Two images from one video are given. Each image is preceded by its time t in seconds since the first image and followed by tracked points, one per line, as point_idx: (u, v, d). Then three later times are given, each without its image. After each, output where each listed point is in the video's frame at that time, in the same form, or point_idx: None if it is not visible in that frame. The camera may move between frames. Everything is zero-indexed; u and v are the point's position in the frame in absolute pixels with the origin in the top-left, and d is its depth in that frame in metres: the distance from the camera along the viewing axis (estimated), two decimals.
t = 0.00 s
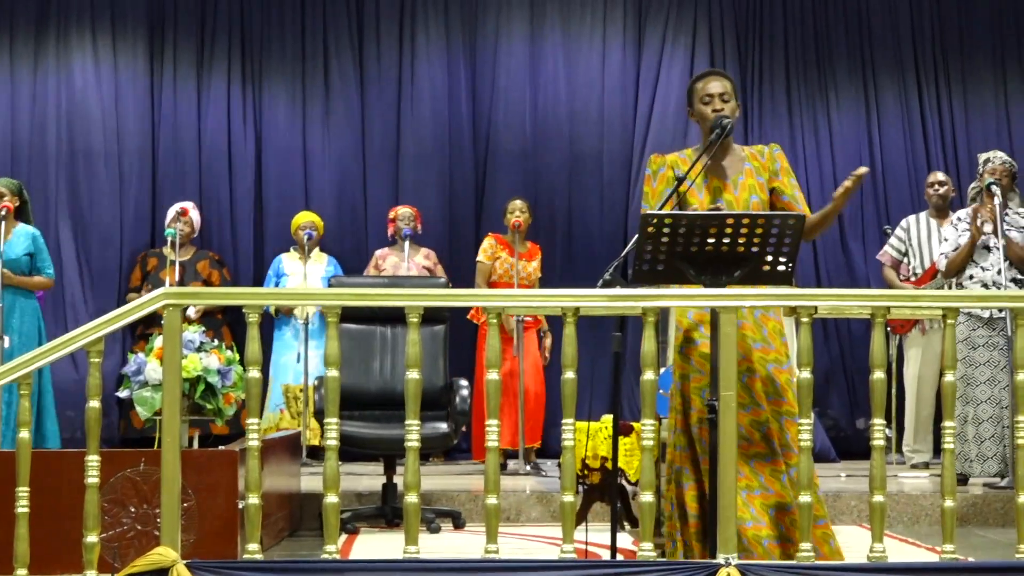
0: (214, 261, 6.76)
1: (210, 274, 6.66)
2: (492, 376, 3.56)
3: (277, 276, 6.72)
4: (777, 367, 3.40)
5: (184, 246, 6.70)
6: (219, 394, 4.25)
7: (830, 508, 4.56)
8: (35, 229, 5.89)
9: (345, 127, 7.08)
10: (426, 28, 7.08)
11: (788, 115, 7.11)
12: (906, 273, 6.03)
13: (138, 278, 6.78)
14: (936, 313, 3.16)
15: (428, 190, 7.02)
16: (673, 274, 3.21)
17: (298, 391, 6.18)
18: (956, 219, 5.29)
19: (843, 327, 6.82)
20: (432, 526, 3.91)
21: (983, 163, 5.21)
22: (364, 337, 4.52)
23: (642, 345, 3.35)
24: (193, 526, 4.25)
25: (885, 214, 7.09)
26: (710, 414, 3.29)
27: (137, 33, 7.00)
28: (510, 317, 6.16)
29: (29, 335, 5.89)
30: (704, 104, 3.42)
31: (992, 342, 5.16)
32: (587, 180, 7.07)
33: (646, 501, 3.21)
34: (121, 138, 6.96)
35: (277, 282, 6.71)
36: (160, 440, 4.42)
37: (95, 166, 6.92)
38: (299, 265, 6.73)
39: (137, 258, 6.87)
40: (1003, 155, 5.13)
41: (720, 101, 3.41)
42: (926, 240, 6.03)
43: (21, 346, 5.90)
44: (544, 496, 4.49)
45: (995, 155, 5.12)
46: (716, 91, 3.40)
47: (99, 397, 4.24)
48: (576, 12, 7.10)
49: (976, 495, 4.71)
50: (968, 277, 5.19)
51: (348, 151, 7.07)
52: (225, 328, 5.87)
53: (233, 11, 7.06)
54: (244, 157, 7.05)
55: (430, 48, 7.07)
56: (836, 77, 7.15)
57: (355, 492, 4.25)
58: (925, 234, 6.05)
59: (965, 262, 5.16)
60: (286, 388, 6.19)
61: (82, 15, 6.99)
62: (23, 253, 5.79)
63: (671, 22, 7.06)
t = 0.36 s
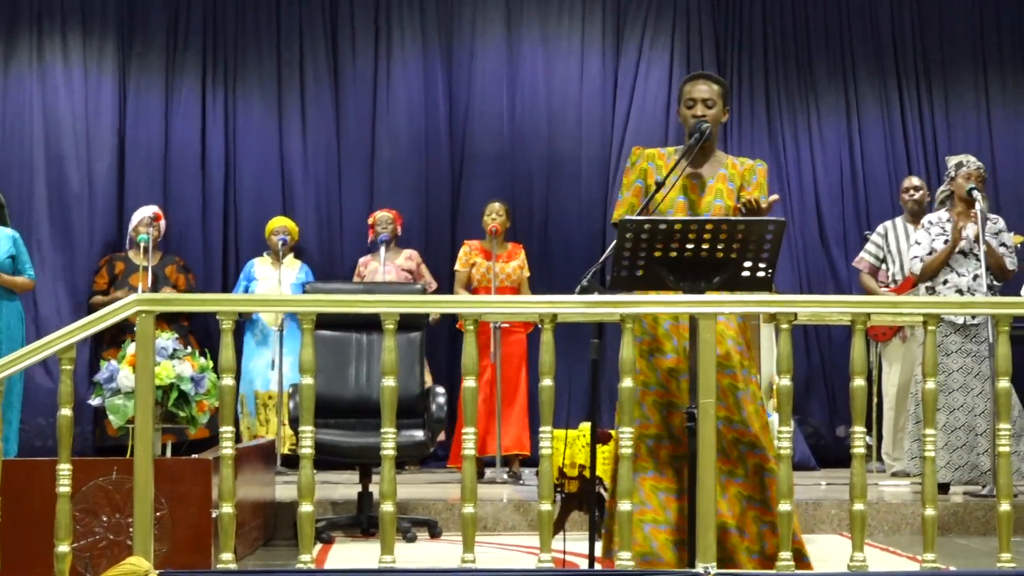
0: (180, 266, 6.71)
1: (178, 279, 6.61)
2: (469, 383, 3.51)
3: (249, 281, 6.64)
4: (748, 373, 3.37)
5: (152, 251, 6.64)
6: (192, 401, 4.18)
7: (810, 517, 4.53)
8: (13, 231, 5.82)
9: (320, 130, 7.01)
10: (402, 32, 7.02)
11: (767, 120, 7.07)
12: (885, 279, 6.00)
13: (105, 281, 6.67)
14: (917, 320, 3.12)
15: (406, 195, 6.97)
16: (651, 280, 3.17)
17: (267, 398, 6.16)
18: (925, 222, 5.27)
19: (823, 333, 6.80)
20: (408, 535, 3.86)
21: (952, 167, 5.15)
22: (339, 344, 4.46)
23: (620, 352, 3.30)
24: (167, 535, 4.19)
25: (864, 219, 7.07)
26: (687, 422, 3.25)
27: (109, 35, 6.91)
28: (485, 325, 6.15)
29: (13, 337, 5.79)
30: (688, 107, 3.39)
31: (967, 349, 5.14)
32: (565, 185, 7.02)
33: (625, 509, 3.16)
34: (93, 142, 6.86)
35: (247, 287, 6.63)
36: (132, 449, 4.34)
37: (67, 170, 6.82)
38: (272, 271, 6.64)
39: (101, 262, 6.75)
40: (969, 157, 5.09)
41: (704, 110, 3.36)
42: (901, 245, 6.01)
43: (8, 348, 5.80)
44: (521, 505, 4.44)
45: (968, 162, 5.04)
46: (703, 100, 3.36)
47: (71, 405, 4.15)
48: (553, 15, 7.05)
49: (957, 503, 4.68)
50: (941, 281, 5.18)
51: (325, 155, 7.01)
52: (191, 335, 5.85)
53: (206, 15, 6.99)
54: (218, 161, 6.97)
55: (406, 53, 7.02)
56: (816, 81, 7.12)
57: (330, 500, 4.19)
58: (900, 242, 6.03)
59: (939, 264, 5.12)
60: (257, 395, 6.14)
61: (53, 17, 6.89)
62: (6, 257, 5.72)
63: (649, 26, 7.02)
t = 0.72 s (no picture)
0: (149, 277, 6.58)
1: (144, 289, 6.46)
2: (450, 393, 3.46)
3: (221, 290, 6.55)
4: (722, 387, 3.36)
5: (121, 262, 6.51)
6: (168, 411, 4.12)
7: (794, 528, 4.49)
8: None
9: (297, 136, 6.95)
10: (382, 36, 6.97)
11: (751, 125, 7.03)
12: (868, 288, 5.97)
13: (71, 292, 6.51)
14: (903, 330, 3.09)
15: (387, 202, 6.91)
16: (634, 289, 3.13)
17: (246, 409, 6.09)
18: (904, 234, 5.16)
19: (807, 342, 6.77)
20: (387, 547, 3.81)
21: (920, 180, 5.11)
22: (317, 353, 4.39)
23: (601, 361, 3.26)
24: (141, 547, 4.12)
25: (849, 227, 7.03)
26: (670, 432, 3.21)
27: (84, 38, 6.82)
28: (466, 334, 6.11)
29: None
30: (671, 116, 3.34)
31: (953, 359, 5.08)
32: (547, 192, 6.98)
33: (606, 520, 3.11)
34: (68, 148, 6.77)
35: (220, 296, 6.54)
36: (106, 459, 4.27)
37: (42, 176, 6.72)
38: (245, 280, 6.57)
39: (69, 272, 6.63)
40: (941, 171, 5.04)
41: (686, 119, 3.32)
42: (884, 255, 5.99)
43: None
44: (502, 516, 4.40)
45: (937, 170, 5.04)
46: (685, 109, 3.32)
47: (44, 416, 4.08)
48: (534, 20, 7.01)
49: (942, 514, 4.65)
50: (931, 292, 5.11)
51: (305, 161, 6.94)
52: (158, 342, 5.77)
53: (182, 20, 6.92)
54: (194, 167, 6.89)
55: (385, 58, 6.96)
56: (800, 87, 7.07)
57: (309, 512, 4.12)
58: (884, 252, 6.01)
59: (933, 278, 5.06)
60: (234, 405, 6.08)
61: (27, 19, 6.79)
62: None
63: (631, 32, 6.99)
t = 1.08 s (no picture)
0: (115, 274, 6.44)
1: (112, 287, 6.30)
2: (426, 396, 3.38)
3: (197, 291, 6.38)
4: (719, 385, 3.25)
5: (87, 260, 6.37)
6: (138, 414, 4.02)
7: (778, 533, 4.43)
8: None
9: (271, 134, 6.85)
10: (358, 32, 6.88)
11: (734, 123, 6.95)
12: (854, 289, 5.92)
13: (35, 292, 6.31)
14: (886, 330, 3.04)
15: (366, 202, 6.82)
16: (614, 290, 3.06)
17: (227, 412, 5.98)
18: (893, 232, 5.09)
19: (790, 345, 6.72)
20: (363, 554, 3.72)
21: (904, 178, 5.06)
22: (291, 355, 4.31)
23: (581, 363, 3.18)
24: (111, 553, 4.03)
25: (833, 226, 6.98)
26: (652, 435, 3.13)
27: (52, 33, 6.69)
28: (443, 335, 6.04)
29: None
30: (641, 111, 3.27)
31: (944, 360, 4.97)
32: (527, 190, 6.90)
33: (586, 526, 3.03)
34: (37, 147, 6.63)
35: (196, 296, 6.37)
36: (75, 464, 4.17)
37: (11, 176, 6.59)
38: (221, 279, 6.42)
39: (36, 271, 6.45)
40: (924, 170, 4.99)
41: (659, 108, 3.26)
42: (870, 254, 5.93)
43: None
44: (480, 521, 4.33)
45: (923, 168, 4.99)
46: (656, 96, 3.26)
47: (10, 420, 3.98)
48: (513, 17, 6.94)
49: (928, 519, 4.61)
50: (926, 291, 5.01)
51: (282, 161, 6.84)
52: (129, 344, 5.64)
53: (154, 16, 6.81)
54: (166, 165, 6.79)
55: (362, 53, 6.87)
56: (783, 84, 7.02)
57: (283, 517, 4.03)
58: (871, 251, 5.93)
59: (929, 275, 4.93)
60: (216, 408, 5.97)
61: None
62: None
63: (611, 28, 6.92)
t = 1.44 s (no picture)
0: (79, 274, 6.34)
1: (74, 285, 6.22)
2: (397, 399, 3.27)
3: (164, 291, 6.32)
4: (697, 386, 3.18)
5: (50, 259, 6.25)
6: (101, 418, 3.90)
7: (757, 540, 4.36)
8: None
9: (239, 130, 6.72)
10: (328, 27, 6.76)
11: (713, 120, 6.85)
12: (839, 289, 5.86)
13: None
14: (870, 333, 2.98)
15: (340, 200, 6.70)
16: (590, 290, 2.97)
17: (189, 415, 5.87)
18: (876, 233, 5.04)
19: (768, 347, 6.65)
20: (331, 561, 3.62)
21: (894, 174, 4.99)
22: (258, 356, 4.21)
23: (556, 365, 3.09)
24: (72, 561, 3.89)
25: (814, 226, 6.89)
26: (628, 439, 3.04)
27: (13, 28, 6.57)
28: (415, 337, 5.94)
29: None
30: (618, 111, 3.19)
31: (930, 363, 4.91)
32: (500, 189, 6.80)
33: (561, 533, 2.95)
34: None
35: (162, 296, 6.32)
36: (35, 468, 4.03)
37: None
38: (187, 279, 6.34)
39: None
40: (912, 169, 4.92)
41: (636, 107, 3.17)
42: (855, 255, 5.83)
43: None
44: (452, 528, 4.24)
45: (910, 164, 4.93)
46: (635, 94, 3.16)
47: None
48: (486, 12, 6.83)
49: (911, 525, 4.55)
50: (910, 293, 4.92)
51: (252, 159, 6.72)
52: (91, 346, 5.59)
53: (118, 12, 6.69)
54: (131, 162, 6.67)
55: (331, 48, 6.75)
56: (762, 82, 6.92)
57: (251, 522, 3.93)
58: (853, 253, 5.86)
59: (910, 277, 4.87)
60: (178, 412, 5.86)
61: None
62: None
63: (586, 25, 6.83)
